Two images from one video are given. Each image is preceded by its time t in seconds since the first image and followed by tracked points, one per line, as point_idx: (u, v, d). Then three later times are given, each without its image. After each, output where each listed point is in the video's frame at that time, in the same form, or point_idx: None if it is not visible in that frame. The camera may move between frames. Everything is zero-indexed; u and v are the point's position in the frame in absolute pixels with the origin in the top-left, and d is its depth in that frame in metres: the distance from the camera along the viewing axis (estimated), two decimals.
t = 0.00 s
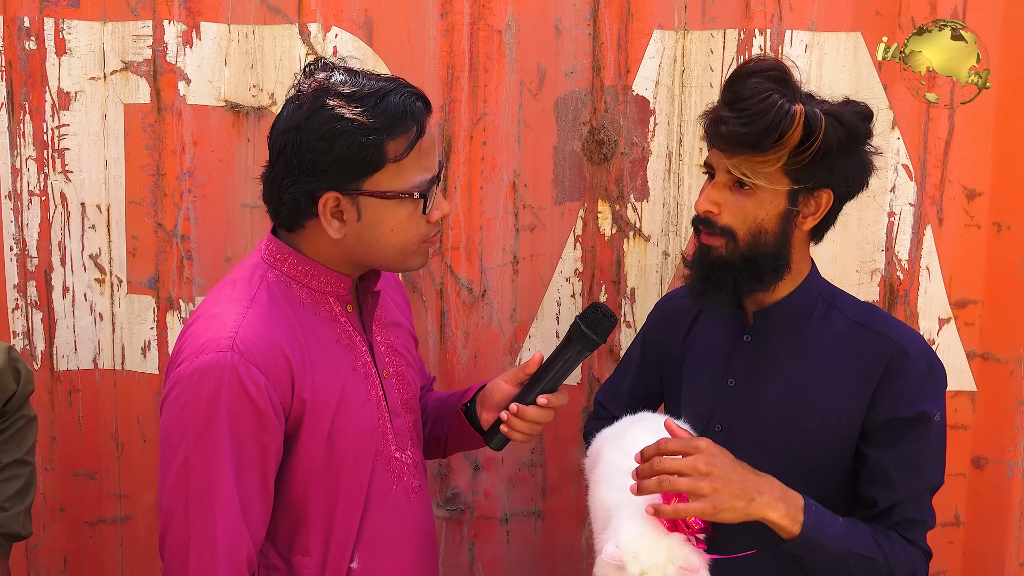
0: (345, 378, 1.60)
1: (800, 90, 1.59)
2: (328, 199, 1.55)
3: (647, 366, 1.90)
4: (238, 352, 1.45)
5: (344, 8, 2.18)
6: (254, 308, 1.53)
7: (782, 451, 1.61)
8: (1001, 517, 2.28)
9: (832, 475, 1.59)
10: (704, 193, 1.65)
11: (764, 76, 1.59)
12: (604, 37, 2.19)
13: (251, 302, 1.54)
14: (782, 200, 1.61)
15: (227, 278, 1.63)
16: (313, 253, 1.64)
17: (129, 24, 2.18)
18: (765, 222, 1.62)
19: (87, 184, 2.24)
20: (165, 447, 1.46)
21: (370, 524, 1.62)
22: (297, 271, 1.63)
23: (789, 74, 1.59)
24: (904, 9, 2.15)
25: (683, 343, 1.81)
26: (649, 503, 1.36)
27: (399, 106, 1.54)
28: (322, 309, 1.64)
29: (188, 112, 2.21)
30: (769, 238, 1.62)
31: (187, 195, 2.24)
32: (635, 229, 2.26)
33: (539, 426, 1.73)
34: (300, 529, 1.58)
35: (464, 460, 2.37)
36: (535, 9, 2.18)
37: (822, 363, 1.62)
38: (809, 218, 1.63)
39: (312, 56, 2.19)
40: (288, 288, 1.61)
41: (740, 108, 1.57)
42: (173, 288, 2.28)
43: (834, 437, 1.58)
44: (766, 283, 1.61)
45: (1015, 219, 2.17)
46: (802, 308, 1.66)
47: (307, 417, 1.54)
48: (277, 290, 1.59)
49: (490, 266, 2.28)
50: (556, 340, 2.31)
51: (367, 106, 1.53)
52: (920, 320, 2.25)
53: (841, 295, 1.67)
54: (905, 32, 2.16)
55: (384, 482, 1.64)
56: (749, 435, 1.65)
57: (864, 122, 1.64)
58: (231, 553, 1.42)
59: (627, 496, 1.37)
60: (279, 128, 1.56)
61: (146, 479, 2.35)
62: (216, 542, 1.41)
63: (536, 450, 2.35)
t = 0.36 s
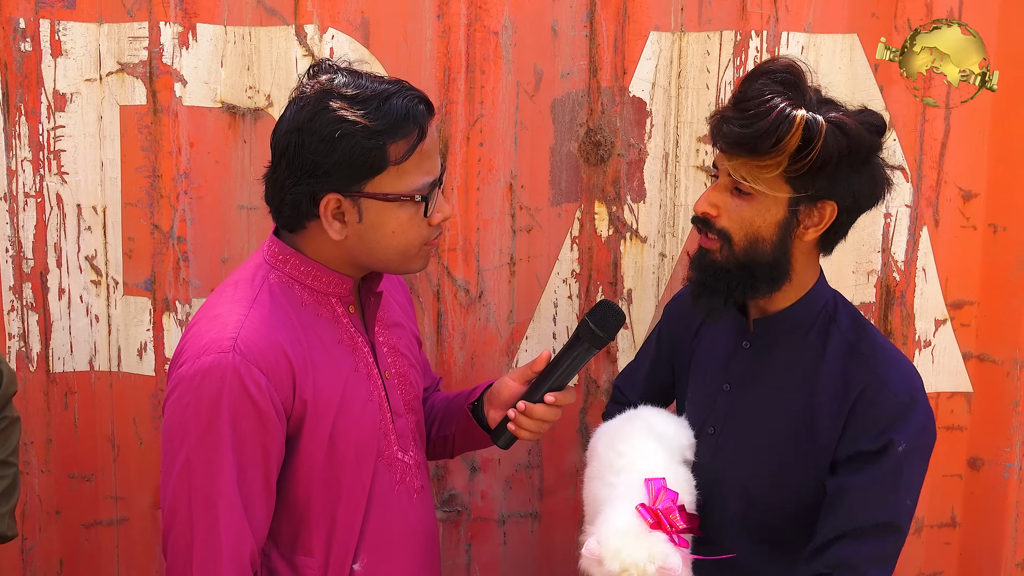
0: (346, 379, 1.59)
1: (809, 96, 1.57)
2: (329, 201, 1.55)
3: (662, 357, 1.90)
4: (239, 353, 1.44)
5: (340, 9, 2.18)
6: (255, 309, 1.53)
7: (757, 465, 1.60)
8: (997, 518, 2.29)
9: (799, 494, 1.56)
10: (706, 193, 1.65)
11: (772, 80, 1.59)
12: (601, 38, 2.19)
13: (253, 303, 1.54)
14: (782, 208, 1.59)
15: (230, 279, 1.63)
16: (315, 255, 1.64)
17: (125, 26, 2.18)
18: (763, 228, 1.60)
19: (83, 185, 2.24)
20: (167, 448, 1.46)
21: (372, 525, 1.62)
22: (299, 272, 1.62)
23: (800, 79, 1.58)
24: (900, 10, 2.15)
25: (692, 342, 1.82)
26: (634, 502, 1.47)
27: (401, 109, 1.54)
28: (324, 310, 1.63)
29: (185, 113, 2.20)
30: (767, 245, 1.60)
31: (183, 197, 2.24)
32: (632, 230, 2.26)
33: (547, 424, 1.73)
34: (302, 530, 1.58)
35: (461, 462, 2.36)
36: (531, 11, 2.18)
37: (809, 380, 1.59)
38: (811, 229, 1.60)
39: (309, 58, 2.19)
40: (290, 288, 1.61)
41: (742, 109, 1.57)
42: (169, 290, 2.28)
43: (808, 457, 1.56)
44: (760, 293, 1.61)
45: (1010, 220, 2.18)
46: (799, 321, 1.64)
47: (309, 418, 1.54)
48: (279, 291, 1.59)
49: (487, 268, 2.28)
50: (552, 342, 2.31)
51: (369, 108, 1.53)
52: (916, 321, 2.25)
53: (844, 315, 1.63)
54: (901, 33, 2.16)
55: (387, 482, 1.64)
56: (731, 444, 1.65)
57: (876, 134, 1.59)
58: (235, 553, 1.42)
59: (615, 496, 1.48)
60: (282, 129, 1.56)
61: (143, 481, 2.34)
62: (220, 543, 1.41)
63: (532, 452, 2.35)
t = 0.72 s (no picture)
0: (350, 382, 1.60)
1: (788, 123, 1.48)
2: (334, 203, 1.56)
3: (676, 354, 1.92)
4: (244, 354, 1.45)
5: (340, 11, 2.18)
6: (260, 311, 1.53)
7: (721, 480, 1.59)
8: (993, 520, 2.29)
9: (754, 512, 1.55)
10: (685, 214, 1.62)
11: (753, 106, 1.51)
12: (599, 41, 2.19)
13: (258, 305, 1.54)
14: (757, 236, 1.51)
15: (235, 281, 1.63)
16: (322, 257, 1.64)
17: (125, 28, 2.18)
18: (738, 254, 1.54)
19: (83, 186, 2.24)
20: (172, 448, 1.47)
21: (378, 526, 1.62)
22: (305, 274, 1.63)
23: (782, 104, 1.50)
24: (898, 14, 2.16)
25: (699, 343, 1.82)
26: (602, 490, 1.57)
27: (405, 111, 1.55)
28: (329, 312, 1.64)
29: (184, 115, 2.21)
30: (744, 270, 1.54)
31: (183, 198, 2.24)
32: (630, 233, 2.27)
33: (551, 425, 1.74)
34: (308, 531, 1.58)
35: (460, 464, 2.37)
36: (530, 13, 2.18)
37: (781, 398, 1.56)
38: (791, 255, 1.53)
39: (308, 60, 2.20)
40: (295, 291, 1.62)
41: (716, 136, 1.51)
42: (168, 292, 2.28)
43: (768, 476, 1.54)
44: (740, 313, 1.58)
45: (1007, 224, 2.19)
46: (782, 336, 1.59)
47: (314, 419, 1.54)
48: (284, 294, 1.60)
49: (486, 270, 2.29)
50: (551, 344, 2.32)
51: (374, 110, 1.53)
52: (913, 324, 2.25)
53: (831, 333, 1.57)
54: (898, 37, 2.17)
55: (392, 483, 1.64)
56: (704, 456, 1.64)
57: (863, 166, 1.47)
58: (240, 553, 1.42)
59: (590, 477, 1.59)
60: (286, 132, 1.57)
61: (141, 482, 2.35)
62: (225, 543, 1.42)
63: (531, 454, 2.35)
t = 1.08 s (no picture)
0: (354, 381, 1.59)
1: (782, 129, 1.47)
2: (337, 200, 1.55)
3: (675, 356, 1.91)
4: (249, 353, 1.44)
5: (341, 10, 2.18)
6: (265, 310, 1.53)
7: (717, 486, 1.59)
8: (991, 521, 2.30)
9: (751, 520, 1.54)
10: (684, 223, 1.62)
11: (747, 111, 1.51)
12: (600, 42, 2.20)
13: (263, 304, 1.54)
14: (757, 241, 1.51)
15: (240, 279, 1.63)
16: (326, 256, 1.64)
17: (125, 26, 2.18)
18: (737, 259, 1.54)
19: (82, 184, 2.24)
20: (176, 447, 1.46)
21: (380, 527, 1.62)
22: (309, 273, 1.63)
23: (775, 108, 1.49)
24: (898, 16, 2.16)
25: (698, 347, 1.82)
26: (572, 489, 1.58)
27: (409, 107, 1.55)
28: (333, 311, 1.63)
29: (184, 113, 2.20)
30: (744, 276, 1.54)
31: (182, 197, 2.24)
32: (630, 233, 2.27)
33: (551, 428, 1.74)
34: (310, 530, 1.58)
35: (458, 464, 2.36)
36: (531, 13, 2.18)
37: (777, 404, 1.56)
38: (793, 260, 1.52)
39: (309, 59, 2.20)
40: (300, 289, 1.61)
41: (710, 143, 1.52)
42: (167, 290, 2.28)
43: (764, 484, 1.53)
44: (740, 319, 1.58)
45: (1006, 226, 2.19)
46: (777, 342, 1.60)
47: (318, 419, 1.54)
48: (289, 292, 1.59)
49: (485, 270, 2.29)
50: (550, 344, 2.32)
51: (378, 106, 1.53)
52: (912, 325, 2.26)
53: (830, 339, 1.56)
54: (899, 39, 2.17)
55: (394, 483, 1.64)
56: (699, 461, 1.64)
57: (859, 168, 1.46)
58: (243, 552, 1.42)
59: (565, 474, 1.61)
60: (291, 128, 1.57)
61: (139, 481, 2.34)
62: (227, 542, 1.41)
63: (530, 453, 2.35)
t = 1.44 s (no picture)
0: (352, 380, 1.59)
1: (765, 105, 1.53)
2: (333, 197, 1.55)
3: (674, 357, 1.91)
4: (246, 351, 1.44)
5: (340, 9, 2.18)
6: (262, 308, 1.53)
7: (732, 489, 1.58)
8: (990, 521, 2.30)
9: (767, 523, 1.54)
10: (688, 218, 1.64)
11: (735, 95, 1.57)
12: (600, 41, 2.19)
13: (260, 302, 1.54)
14: (764, 223, 1.53)
15: (236, 278, 1.63)
16: (323, 254, 1.64)
17: (124, 24, 2.17)
18: (747, 245, 1.55)
19: (81, 183, 2.23)
20: (173, 445, 1.46)
21: (378, 525, 1.62)
22: (306, 271, 1.62)
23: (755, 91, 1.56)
24: (898, 15, 2.16)
25: (700, 350, 1.81)
26: (582, 495, 1.54)
27: (406, 106, 1.54)
28: (331, 309, 1.63)
29: (183, 112, 2.20)
30: (754, 263, 1.55)
31: (181, 195, 2.23)
32: (630, 232, 2.26)
33: (548, 427, 1.74)
34: (307, 529, 1.58)
35: (457, 463, 2.35)
36: (531, 12, 2.18)
37: (794, 405, 1.56)
38: (801, 242, 1.53)
39: (308, 57, 2.19)
40: (297, 287, 1.61)
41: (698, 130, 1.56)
42: (166, 289, 2.27)
43: (781, 486, 1.53)
44: (753, 311, 1.57)
45: (1006, 226, 2.19)
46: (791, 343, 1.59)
47: (314, 418, 1.53)
48: (286, 290, 1.59)
49: (485, 269, 2.28)
50: (550, 343, 2.31)
51: (374, 105, 1.53)
52: (912, 325, 2.25)
53: (845, 340, 1.57)
54: (899, 38, 2.17)
55: (392, 482, 1.63)
56: (711, 463, 1.62)
57: (850, 132, 1.50)
58: (241, 550, 1.42)
59: (573, 480, 1.57)
60: (288, 125, 1.57)
61: (137, 480, 2.34)
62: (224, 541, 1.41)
63: (529, 453, 2.35)
